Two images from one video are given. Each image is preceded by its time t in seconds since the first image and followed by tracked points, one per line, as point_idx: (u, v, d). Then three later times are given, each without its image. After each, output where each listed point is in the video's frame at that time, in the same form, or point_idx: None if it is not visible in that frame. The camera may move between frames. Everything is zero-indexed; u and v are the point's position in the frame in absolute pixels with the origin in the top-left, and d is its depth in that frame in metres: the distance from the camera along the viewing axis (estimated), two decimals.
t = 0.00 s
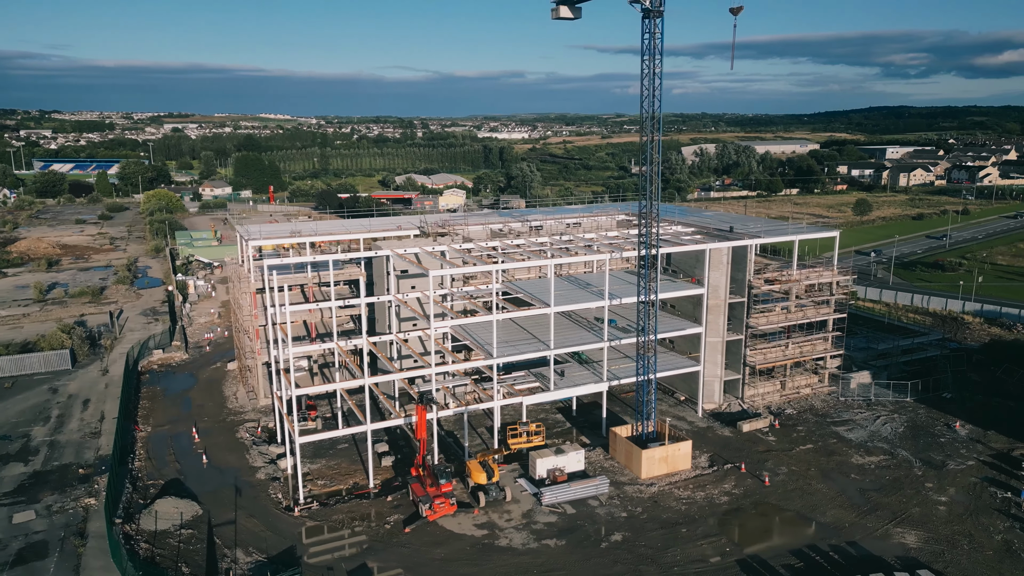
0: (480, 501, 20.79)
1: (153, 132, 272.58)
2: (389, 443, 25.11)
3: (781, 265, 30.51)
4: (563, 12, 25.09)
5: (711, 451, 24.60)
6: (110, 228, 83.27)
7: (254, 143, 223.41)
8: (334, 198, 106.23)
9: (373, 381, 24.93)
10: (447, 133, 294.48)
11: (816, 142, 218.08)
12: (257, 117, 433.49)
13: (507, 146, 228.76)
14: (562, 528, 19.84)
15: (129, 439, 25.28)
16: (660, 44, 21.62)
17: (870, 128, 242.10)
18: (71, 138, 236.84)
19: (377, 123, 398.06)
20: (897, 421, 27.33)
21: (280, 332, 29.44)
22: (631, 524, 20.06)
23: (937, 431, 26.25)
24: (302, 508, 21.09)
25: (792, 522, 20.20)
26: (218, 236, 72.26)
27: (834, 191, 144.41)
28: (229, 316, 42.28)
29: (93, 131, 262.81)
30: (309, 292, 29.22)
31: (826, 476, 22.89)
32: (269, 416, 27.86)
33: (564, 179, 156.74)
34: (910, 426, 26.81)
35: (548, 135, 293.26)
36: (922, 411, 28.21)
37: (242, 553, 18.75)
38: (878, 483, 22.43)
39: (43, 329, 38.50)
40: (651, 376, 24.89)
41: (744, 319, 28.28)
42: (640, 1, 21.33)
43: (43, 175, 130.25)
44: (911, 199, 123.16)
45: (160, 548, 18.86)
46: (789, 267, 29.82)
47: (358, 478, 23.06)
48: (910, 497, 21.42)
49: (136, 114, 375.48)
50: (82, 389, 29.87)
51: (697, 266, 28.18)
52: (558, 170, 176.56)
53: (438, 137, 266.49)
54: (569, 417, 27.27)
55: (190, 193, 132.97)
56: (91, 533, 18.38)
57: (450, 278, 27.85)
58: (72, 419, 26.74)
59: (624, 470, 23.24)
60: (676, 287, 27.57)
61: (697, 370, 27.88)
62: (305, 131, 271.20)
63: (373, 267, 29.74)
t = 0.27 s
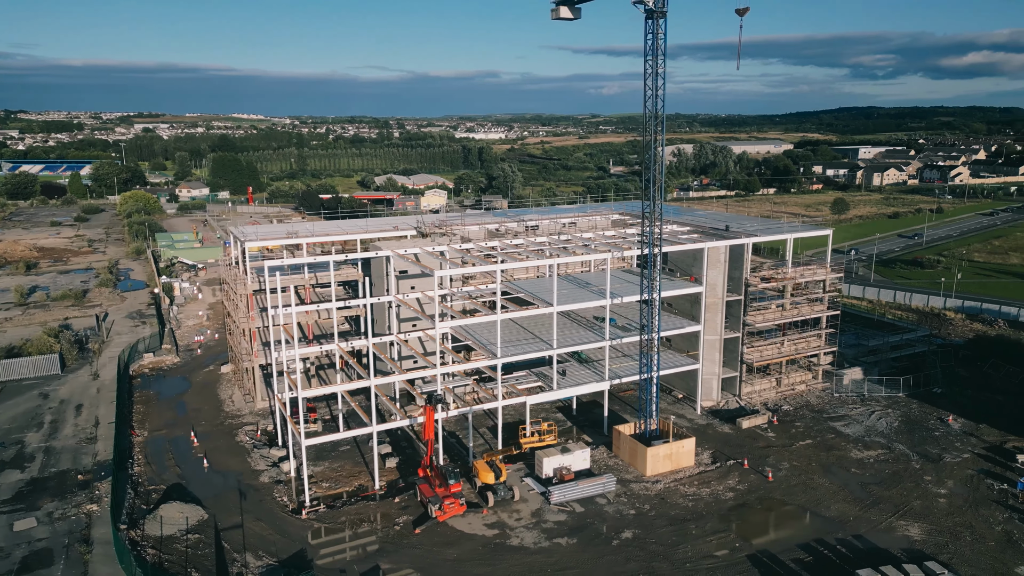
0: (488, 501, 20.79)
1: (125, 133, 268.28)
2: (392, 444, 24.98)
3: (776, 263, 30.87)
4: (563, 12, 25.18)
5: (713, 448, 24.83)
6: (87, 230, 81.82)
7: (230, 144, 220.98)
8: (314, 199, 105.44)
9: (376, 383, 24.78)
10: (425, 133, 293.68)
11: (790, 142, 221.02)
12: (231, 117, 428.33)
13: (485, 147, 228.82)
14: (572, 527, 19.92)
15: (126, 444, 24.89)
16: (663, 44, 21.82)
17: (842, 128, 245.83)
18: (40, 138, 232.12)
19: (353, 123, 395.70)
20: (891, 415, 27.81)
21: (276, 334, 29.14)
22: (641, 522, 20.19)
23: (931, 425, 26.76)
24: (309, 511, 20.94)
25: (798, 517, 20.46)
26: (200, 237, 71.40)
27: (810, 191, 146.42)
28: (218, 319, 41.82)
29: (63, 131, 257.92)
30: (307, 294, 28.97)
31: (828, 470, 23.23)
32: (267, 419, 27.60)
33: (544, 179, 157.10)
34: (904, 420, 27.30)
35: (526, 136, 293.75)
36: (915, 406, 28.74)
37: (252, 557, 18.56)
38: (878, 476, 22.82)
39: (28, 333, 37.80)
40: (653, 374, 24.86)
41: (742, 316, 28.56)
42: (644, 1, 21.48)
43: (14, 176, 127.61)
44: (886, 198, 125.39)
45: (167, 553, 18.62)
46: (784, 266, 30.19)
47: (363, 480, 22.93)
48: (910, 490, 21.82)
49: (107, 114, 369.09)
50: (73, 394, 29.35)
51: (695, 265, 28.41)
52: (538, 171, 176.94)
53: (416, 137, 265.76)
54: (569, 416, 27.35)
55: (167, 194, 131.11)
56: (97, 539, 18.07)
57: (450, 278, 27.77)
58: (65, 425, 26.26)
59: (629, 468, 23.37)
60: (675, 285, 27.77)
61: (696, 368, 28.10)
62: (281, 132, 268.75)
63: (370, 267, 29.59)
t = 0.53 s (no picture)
0: (495, 501, 20.79)
1: (98, 133, 263.92)
2: (393, 446, 24.87)
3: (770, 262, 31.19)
4: (562, 13, 25.27)
5: (713, 445, 25.04)
6: (65, 233, 80.37)
7: (207, 144, 218.46)
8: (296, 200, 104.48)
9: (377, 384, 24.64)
10: (404, 133, 292.59)
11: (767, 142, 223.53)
12: (204, 117, 423.45)
13: (465, 147, 228.57)
14: (580, 526, 19.97)
15: (123, 449, 24.52)
16: (665, 45, 21.96)
17: (818, 129, 249.09)
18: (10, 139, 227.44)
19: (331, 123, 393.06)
20: (885, 411, 28.25)
21: (273, 336, 28.88)
22: (648, 520, 20.30)
23: (924, 421, 27.22)
24: (315, 514, 20.79)
25: (802, 512, 20.71)
26: (182, 239, 70.51)
27: (789, 190, 148.08)
28: (207, 321, 41.34)
29: (34, 131, 252.98)
30: (303, 295, 28.75)
31: (827, 466, 23.53)
32: (265, 422, 27.34)
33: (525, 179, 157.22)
34: (897, 416, 27.74)
35: (505, 136, 293.84)
36: (907, 401, 29.22)
37: (261, 561, 18.38)
38: (877, 471, 23.17)
39: (13, 338, 37.09)
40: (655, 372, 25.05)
41: (738, 315, 28.81)
42: (646, 2, 21.61)
43: None
44: (862, 197, 127.31)
45: (173, 559, 18.37)
46: (778, 264, 30.52)
47: (367, 482, 22.80)
48: (909, 485, 22.18)
49: (79, 114, 363.07)
50: (64, 399, 28.84)
51: (692, 264, 28.65)
52: (519, 171, 177.06)
53: (396, 138, 264.80)
54: (569, 415, 27.43)
55: (144, 196, 129.20)
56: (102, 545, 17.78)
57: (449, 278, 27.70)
58: (59, 430, 25.81)
59: (632, 466, 23.49)
60: (673, 285, 27.98)
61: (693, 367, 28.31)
62: (258, 132, 266.26)
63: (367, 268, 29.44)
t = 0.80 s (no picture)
0: (502, 501, 20.79)
1: (65, 134, 258.71)
2: (395, 448, 24.74)
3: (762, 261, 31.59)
4: (560, 13, 25.41)
5: (713, 443, 25.30)
6: (38, 236, 78.68)
7: (178, 145, 215.27)
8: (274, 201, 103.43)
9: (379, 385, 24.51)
10: (380, 134, 291.08)
11: (741, 142, 226.20)
12: (174, 118, 417.25)
13: (441, 148, 228.15)
14: (588, 525, 20.05)
15: (119, 455, 24.12)
16: (666, 45, 22.14)
17: (790, 129, 252.63)
18: None
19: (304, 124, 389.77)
20: (877, 406, 28.76)
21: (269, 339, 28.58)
22: (655, 517, 20.45)
23: (915, 415, 27.77)
24: (321, 517, 20.62)
25: (805, 507, 21.03)
26: (161, 242, 69.51)
27: (763, 190, 149.92)
28: (193, 324, 40.79)
29: None
30: (299, 297, 28.48)
31: (826, 462, 23.90)
32: (263, 425, 27.05)
33: (503, 180, 157.34)
34: (889, 411, 28.28)
35: (481, 137, 293.82)
36: (897, 396, 29.77)
37: (270, 566, 18.20)
38: (875, 465, 23.59)
39: None
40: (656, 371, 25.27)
41: (733, 313, 29.15)
42: (647, 3, 21.79)
43: None
44: (836, 196, 129.34)
45: (180, 566, 18.11)
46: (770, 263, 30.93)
47: (370, 484, 22.67)
48: (906, 478, 22.61)
49: (45, 115, 355.47)
50: (54, 405, 28.28)
51: (687, 263, 28.92)
52: (496, 172, 177.15)
53: (372, 138, 263.49)
54: (568, 415, 27.53)
55: (116, 198, 126.94)
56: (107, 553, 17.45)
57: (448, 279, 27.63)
58: (52, 436, 25.31)
59: (634, 465, 23.64)
60: (669, 284, 28.22)
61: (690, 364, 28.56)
62: (230, 133, 263.24)
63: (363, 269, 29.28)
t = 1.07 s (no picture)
0: (510, 501, 20.80)
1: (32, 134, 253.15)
2: (397, 450, 24.64)
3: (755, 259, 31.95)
4: (559, 14, 25.47)
5: (712, 440, 25.55)
6: (10, 238, 76.91)
7: (150, 145, 211.82)
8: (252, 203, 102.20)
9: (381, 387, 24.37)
10: (356, 134, 289.30)
11: (716, 142, 228.53)
12: (144, 119, 410.59)
13: (419, 148, 227.37)
14: (597, 523, 20.14)
15: (115, 461, 23.71)
16: (667, 46, 22.29)
17: (763, 129, 255.78)
18: None
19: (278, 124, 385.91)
20: (869, 402, 29.26)
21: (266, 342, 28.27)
22: (662, 514, 20.61)
23: (907, 410, 28.31)
24: (328, 520, 20.47)
25: (808, 502, 21.33)
26: (140, 244, 68.43)
27: (740, 189, 151.53)
28: (181, 328, 40.23)
29: None
30: (296, 299, 28.20)
31: (825, 457, 24.26)
32: (261, 429, 26.76)
33: (482, 180, 157.15)
34: (882, 406, 28.78)
35: (457, 137, 293.24)
36: (888, 392, 30.32)
37: (281, 570, 18.03)
38: (872, 460, 23.99)
39: None
40: (657, 370, 25.43)
41: (729, 311, 29.43)
42: (649, 4, 21.92)
43: None
44: (811, 195, 131.13)
45: (188, 573, 17.84)
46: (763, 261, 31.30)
47: (375, 487, 22.56)
48: (904, 472, 23.04)
49: (11, 115, 347.67)
50: (43, 411, 27.71)
51: (683, 262, 29.15)
52: (474, 172, 176.96)
53: (348, 138, 261.95)
54: (568, 414, 27.62)
55: (89, 200, 124.49)
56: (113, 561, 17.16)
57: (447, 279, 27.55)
58: (44, 443, 24.80)
59: (637, 463, 23.79)
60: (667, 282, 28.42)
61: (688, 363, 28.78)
62: (203, 134, 259.60)
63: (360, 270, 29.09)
